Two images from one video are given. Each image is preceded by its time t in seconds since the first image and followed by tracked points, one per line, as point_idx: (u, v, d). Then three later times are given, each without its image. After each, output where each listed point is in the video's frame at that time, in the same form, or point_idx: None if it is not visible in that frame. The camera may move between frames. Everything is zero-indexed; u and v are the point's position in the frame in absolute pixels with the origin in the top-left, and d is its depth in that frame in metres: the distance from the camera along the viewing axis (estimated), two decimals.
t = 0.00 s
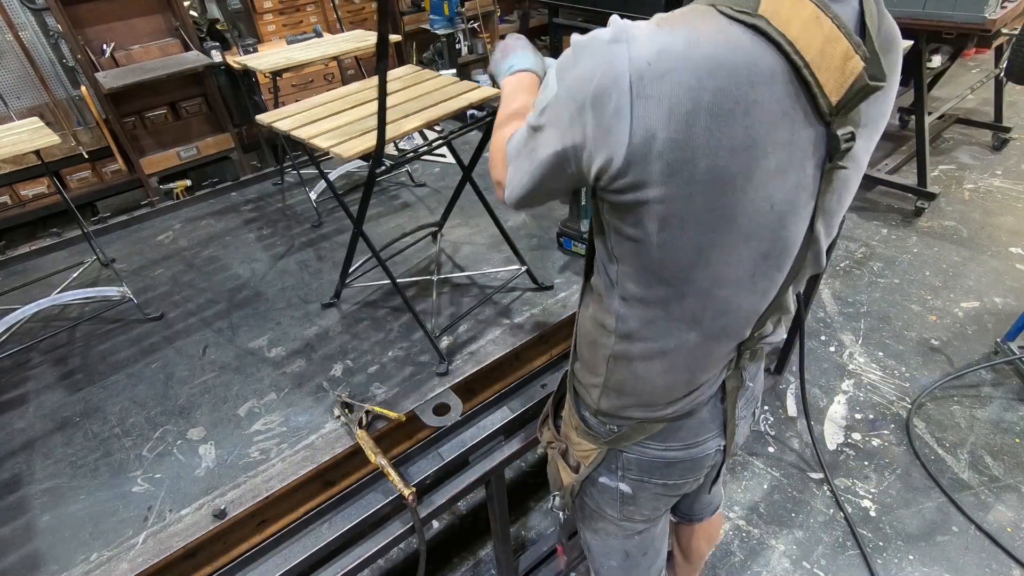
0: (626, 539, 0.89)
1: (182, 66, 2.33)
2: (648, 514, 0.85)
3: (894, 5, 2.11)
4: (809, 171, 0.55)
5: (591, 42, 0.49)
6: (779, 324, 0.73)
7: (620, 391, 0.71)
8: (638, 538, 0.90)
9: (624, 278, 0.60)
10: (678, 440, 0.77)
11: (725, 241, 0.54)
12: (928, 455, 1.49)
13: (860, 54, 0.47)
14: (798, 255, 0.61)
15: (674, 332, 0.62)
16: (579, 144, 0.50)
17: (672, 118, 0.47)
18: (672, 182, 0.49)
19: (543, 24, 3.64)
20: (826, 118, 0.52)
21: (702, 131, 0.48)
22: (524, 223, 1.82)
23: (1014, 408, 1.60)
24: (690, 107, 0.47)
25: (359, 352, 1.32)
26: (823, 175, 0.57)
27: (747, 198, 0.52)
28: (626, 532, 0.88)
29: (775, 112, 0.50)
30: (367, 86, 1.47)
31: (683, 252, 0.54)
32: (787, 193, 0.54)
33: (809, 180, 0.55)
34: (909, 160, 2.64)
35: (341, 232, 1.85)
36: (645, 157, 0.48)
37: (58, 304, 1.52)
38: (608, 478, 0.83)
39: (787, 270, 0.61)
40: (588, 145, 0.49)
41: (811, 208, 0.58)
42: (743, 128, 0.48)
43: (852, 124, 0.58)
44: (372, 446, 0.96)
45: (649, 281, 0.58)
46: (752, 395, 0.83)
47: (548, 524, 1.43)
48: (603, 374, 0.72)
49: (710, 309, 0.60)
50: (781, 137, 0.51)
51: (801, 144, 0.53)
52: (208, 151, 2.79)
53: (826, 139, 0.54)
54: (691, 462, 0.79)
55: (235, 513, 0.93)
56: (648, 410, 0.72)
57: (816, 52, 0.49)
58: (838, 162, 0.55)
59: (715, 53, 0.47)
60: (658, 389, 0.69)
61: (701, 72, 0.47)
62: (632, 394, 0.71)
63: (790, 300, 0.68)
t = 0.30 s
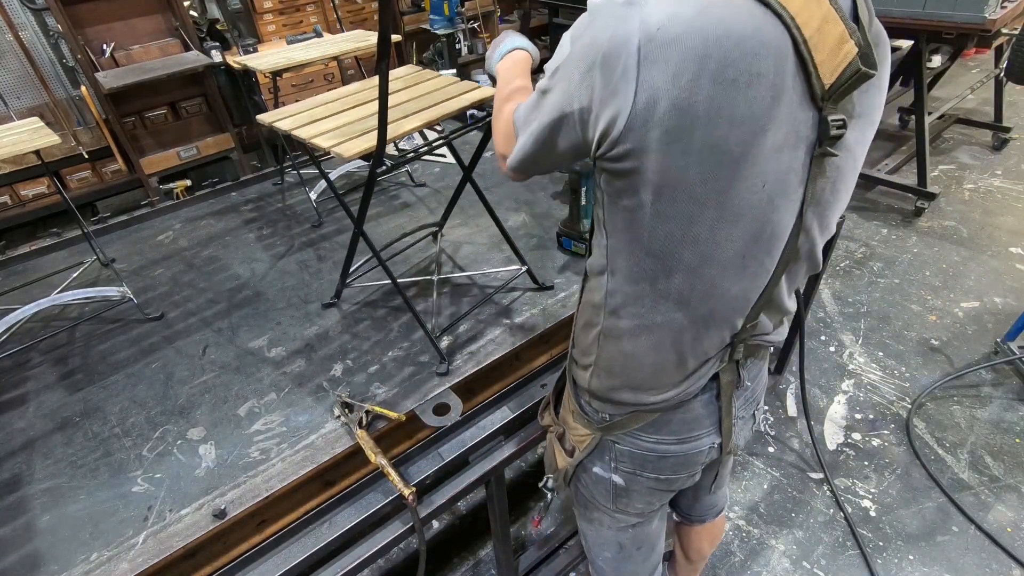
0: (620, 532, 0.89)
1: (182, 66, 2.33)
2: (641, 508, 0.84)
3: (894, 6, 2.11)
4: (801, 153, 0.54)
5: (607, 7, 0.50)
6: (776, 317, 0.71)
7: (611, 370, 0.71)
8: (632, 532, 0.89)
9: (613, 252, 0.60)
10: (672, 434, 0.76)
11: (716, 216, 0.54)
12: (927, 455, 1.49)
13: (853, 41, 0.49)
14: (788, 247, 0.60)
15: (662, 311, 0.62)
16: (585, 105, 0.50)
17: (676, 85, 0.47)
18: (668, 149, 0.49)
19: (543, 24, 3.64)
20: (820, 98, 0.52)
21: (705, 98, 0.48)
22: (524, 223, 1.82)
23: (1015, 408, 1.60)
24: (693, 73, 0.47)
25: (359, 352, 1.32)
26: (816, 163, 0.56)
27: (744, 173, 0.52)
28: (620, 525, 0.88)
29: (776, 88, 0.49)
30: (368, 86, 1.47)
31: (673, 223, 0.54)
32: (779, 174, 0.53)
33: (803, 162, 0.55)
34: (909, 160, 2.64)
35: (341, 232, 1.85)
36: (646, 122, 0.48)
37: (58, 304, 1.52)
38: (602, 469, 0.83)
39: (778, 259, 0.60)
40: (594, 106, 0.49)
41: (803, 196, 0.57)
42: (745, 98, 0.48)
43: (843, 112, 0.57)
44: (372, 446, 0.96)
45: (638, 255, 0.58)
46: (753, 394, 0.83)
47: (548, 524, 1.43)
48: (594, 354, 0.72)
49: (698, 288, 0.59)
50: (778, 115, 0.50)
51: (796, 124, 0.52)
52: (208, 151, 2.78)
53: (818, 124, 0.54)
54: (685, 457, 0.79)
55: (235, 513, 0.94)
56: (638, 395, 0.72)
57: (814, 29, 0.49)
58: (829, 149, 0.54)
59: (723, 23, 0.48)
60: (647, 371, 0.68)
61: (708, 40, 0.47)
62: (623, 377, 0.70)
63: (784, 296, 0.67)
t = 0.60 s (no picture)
0: (619, 531, 0.89)
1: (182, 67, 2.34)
2: (638, 508, 0.84)
3: (894, 6, 2.12)
4: (800, 147, 0.53)
5: None
6: (780, 320, 0.70)
7: (608, 362, 0.71)
8: (631, 531, 0.90)
9: (612, 240, 0.60)
10: (673, 433, 0.76)
11: (713, 207, 0.53)
12: (927, 455, 1.49)
13: (854, 37, 0.49)
14: (789, 249, 0.58)
15: (658, 303, 0.61)
16: (589, 88, 0.51)
17: (674, 71, 0.47)
18: (665, 135, 0.50)
19: (543, 24, 3.64)
20: (819, 94, 0.50)
21: (702, 86, 0.48)
22: (524, 223, 1.82)
23: (1015, 409, 1.60)
24: (691, 59, 0.47)
25: (358, 352, 1.32)
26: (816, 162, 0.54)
27: (741, 163, 0.51)
28: (619, 524, 0.88)
29: (776, 78, 0.48)
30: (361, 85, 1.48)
31: (669, 213, 0.54)
32: (777, 167, 0.52)
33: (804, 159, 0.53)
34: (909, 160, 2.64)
35: (341, 232, 1.85)
36: (643, 106, 0.49)
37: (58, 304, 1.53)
38: (600, 467, 0.83)
39: (780, 258, 0.59)
40: (597, 88, 0.50)
41: (804, 195, 0.55)
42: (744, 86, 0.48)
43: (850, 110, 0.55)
44: (372, 446, 0.96)
45: (636, 244, 0.58)
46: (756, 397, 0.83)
47: (548, 524, 1.43)
48: (593, 345, 0.73)
49: (694, 281, 0.59)
50: (777, 106, 0.49)
51: (796, 117, 0.51)
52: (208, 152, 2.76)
53: (818, 121, 0.52)
54: (684, 458, 0.79)
55: (235, 513, 0.93)
56: (635, 391, 0.71)
57: (813, 21, 0.48)
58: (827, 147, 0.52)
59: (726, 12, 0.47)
60: (645, 365, 0.68)
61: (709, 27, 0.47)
62: (621, 370, 0.70)
63: (788, 303, 0.67)
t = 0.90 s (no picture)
0: (631, 534, 0.89)
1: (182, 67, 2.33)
2: (654, 509, 0.85)
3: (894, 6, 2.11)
4: (817, 145, 0.53)
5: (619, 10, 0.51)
6: (794, 317, 0.70)
7: (624, 365, 0.71)
8: (643, 533, 0.90)
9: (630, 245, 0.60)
10: (688, 434, 0.77)
11: (732, 209, 0.53)
12: (927, 455, 1.49)
13: (864, 33, 0.49)
14: (805, 246, 0.59)
15: (678, 306, 0.62)
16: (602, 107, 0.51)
17: (688, 77, 0.47)
18: (683, 141, 0.50)
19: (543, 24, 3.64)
20: (834, 93, 0.51)
21: (716, 91, 0.48)
22: (524, 222, 1.82)
23: (1015, 408, 1.60)
24: (704, 65, 0.47)
25: (358, 352, 1.32)
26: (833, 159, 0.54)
27: (759, 164, 0.51)
28: (633, 527, 0.88)
29: (785, 80, 0.49)
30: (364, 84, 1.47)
31: (689, 217, 0.54)
32: (795, 166, 0.52)
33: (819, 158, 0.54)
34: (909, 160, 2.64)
35: (341, 232, 1.85)
36: (660, 115, 0.49)
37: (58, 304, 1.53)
38: (615, 470, 0.83)
39: (797, 256, 0.59)
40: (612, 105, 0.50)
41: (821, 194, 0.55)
42: (757, 90, 0.49)
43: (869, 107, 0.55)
44: (372, 446, 0.96)
45: (656, 248, 0.58)
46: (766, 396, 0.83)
47: (548, 524, 1.43)
48: (608, 349, 0.73)
49: (715, 283, 0.59)
50: (789, 107, 0.50)
51: (811, 116, 0.51)
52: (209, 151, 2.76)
53: (833, 119, 0.52)
54: (699, 459, 0.79)
55: (235, 513, 0.94)
56: (652, 392, 0.72)
57: (825, 21, 0.49)
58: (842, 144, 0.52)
59: (732, 18, 0.48)
60: (662, 367, 0.68)
61: (717, 33, 0.47)
62: (636, 371, 0.70)
63: (802, 301, 0.67)
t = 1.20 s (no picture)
0: (624, 520, 0.90)
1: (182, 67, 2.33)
2: (658, 499, 0.85)
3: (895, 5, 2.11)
4: (850, 152, 0.53)
5: (651, 56, 0.47)
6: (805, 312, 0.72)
7: (649, 369, 0.69)
8: (635, 521, 0.91)
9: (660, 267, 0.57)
10: (703, 428, 0.77)
11: (782, 226, 0.52)
12: (927, 455, 1.49)
13: (897, 42, 0.49)
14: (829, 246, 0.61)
15: (713, 316, 0.60)
16: (670, 161, 0.46)
17: (747, 110, 0.46)
18: (744, 169, 0.47)
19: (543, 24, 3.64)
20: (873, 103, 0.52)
21: (773, 120, 0.47)
22: (525, 222, 1.82)
23: (1015, 408, 1.60)
24: (757, 94, 0.46)
25: (358, 352, 1.32)
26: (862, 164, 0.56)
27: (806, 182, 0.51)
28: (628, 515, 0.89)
29: (825, 97, 0.49)
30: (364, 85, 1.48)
31: (741, 240, 0.52)
32: (834, 176, 0.53)
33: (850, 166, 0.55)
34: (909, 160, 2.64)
35: (341, 232, 1.85)
36: (727, 152, 0.46)
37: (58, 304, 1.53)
38: (627, 463, 0.82)
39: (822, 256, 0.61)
40: (681, 156, 0.45)
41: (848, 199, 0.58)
42: (803, 111, 0.48)
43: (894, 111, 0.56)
44: (372, 445, 0.96)
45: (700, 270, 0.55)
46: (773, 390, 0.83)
47: (549, 524, 1.43)
48: (630, 354, 0.69)
49: (755, 292, 0.58)
50: (831, 121, 0.50)
51: (848, 128, 0.52)
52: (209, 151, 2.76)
53: (865, 127, 0.53)
54: (709, 454, 0.80)
55: (235, 513, 0.94)
56: (675, 391, 0.71)
57: (861, 34, 0.49)
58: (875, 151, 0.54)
59: (772, 45, 0.47)
60: (688, 370, 0.67)
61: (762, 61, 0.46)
62: (660, 373, 0.69)
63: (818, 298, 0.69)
